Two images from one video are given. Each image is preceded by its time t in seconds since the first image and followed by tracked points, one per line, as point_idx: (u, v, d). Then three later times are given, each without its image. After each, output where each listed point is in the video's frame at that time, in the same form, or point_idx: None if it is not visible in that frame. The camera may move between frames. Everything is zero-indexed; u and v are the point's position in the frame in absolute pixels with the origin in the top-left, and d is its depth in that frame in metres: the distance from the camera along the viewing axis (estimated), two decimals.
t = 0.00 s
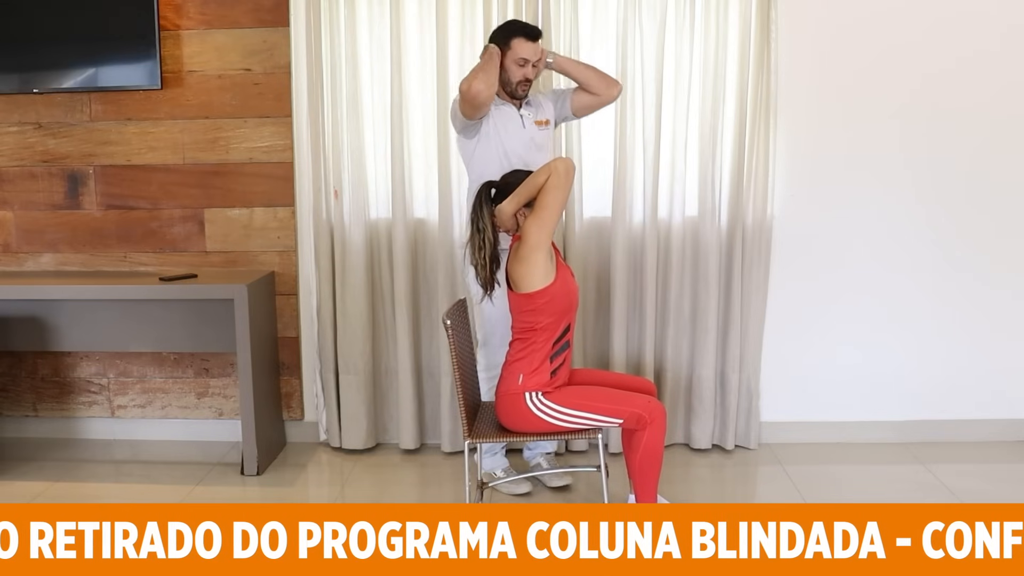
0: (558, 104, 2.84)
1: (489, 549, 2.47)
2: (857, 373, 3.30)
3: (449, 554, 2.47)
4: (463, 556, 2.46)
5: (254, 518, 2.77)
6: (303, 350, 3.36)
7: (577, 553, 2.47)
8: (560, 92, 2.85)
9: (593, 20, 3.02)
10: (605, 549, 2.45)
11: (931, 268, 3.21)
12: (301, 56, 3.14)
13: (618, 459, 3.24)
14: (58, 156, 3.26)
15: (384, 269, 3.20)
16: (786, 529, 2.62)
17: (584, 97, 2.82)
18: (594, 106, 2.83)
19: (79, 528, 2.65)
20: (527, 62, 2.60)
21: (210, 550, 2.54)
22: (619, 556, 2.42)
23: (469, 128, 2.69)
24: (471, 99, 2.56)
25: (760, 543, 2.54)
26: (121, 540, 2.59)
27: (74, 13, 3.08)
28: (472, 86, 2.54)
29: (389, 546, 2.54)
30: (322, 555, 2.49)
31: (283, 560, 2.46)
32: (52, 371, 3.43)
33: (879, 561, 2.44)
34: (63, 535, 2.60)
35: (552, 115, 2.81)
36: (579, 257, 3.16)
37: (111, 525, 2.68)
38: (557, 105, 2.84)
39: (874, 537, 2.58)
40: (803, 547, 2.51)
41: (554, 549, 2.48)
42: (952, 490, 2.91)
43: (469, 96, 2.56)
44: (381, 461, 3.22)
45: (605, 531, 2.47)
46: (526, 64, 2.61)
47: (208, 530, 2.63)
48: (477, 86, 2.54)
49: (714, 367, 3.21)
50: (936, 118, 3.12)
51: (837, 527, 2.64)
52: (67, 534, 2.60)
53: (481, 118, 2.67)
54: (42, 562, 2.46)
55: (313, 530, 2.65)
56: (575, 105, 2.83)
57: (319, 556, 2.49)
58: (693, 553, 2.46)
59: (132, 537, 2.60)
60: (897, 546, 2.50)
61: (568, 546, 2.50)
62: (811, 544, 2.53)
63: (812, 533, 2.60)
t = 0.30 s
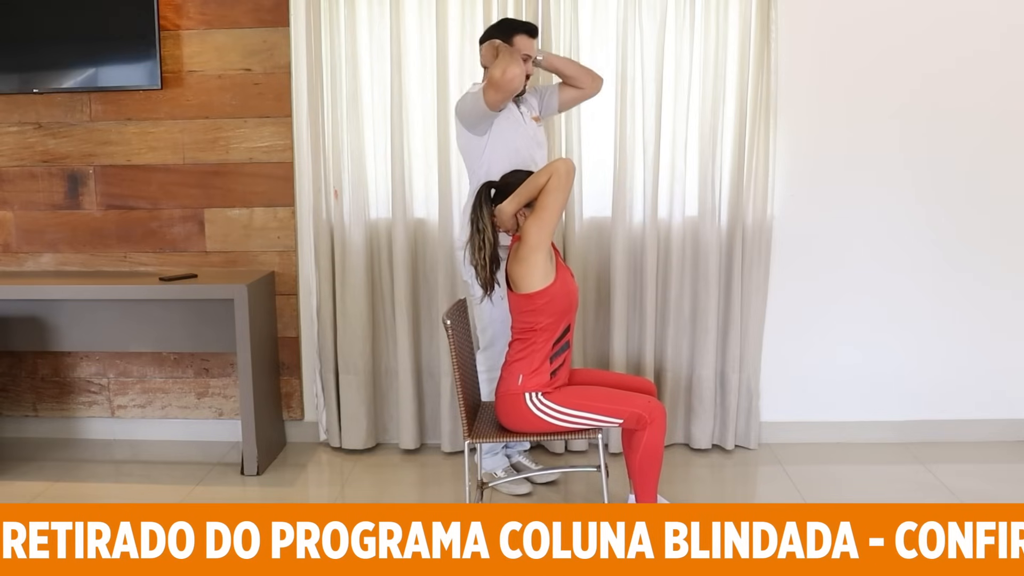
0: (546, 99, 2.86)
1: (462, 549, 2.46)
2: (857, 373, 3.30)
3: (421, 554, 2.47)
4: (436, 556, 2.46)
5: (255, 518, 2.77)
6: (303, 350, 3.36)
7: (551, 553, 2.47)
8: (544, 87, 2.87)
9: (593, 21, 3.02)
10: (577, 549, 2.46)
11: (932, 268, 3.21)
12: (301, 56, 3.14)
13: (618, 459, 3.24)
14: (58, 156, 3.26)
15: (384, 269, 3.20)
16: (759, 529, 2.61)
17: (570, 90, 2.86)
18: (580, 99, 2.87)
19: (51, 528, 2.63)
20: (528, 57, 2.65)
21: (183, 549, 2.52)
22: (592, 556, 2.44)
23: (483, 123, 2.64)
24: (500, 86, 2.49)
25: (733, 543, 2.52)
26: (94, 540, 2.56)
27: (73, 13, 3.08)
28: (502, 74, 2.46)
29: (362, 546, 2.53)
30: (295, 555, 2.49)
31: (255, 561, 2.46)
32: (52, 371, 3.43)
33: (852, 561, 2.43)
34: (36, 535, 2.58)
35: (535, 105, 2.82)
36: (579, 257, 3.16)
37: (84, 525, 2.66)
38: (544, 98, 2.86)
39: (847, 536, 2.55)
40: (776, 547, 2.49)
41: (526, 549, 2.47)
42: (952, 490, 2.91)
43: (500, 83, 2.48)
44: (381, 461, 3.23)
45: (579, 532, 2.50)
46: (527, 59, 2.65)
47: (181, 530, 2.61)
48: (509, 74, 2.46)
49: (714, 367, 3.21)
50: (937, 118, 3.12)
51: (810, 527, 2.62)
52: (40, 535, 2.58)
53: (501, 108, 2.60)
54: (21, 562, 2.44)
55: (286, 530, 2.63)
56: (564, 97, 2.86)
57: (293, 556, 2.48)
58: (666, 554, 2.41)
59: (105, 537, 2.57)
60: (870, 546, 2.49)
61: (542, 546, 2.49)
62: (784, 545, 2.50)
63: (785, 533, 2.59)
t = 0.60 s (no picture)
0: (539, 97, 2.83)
1: (435, 550, 2.49)
2: (857, 373, 3.30)
3: (394, 555, 2.48)
4: (409, 555, 2.48)
5: (255, 518, 2.77)
6: (303, 350, 3.36)
7: (523, 553, 2.46)
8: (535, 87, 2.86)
9: (593, 21, 3.02)
10: (550, 549, 2.48)
11: (931, 268, 3.21)
12: (301, 56, 3.14)
13: (618, 459, 3.24)
14: (58, 156, 3.26)
15: (384, 269, 3.20)
16: (732, 529, 2.60)
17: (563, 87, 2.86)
18: (569, 96, 2.88)
19: (24, 528, 2.63)
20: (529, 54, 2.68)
21: (156, 550, 2.53)
22: (565, 556, 2.45)
23: (488, 121, 2.65)
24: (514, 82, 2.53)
25: (705, 543, 2.49)
26: (68, 540, 2.57)
27: (73, 13, 3.08)
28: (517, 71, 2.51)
29: (335, 546, 2.54)
30: (268, 555, 2.48)
31: (228, 561, 2.45)
32: (52, 371, 3.43)
33: (824, 561, 2.42)
34: (9, 536, 2.58)
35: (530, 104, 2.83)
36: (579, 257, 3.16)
37: (57, 525, 2.66)
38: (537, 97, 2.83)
39: (819, 537, 2.54)
40: (750, 547, 2.50)
41: (499, 549, 2.45)
42: (952, 490, 2.91)
43: (514, 79, 2.52)
44: (381, 461, 3.23)
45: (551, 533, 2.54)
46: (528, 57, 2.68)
47: (153, 530, 2.61)
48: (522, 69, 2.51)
49: (714, 367, 3.21)
50: (936, 118, 3.12)
51: (783, 527, 2.62)
52: (13, 535, 2.58)
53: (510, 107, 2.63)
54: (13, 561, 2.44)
55: (259, 530, 2.61)
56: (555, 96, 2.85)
57: (266, 556, 2.47)
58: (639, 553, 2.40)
59: (77, 537, 2.57)
60: (842, 546, 2.48)
61: (514, 547, 2.47)
62: (757, 544, 2.51)
63: (758, 533, 2.60)
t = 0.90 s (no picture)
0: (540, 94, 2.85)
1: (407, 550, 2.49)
2: (857, 373, 3.30)
3: (367, 554, 2.48)
4: (382, 555, 2.48)
5: (255, 518, 2.77)
6: (303, 350, 3.36)
7: (497, 553, 2.45)
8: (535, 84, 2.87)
9: (593, 21, 3.02)
10: (522, 549, 2.48)
11: (931, 267, 3.21)
12: (301, 56, 3.14)
13: (618, 459, 3.24)
14: (58, 156, 3.26)
15: (383, 269, 3.20)
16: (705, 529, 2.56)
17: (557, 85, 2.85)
18: (572, 91, 2.88)
19: None
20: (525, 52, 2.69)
21: (129, 550, 2.53)
22: (538, 556, 2.46)
23: (486, 119, 2.65)
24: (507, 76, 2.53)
25: (678, 544, 2.45)
26: (40, 540, 2.55)
27: (73, 13, 3.08)
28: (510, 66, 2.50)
29: (308, 546, 2.55)
30: (241, 556, 2.49)
31: (202, 561, 2.46)
32: (52, 371, 3.43)
33: (797, 561, 2.42)
34: None
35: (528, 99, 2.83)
36: (579, 256, 3.16)
37: (30, 524, 2.65)
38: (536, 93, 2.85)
39: (792, 537, 2.53)
40: (722, 547, 2.49)
41: (472, 549, 2.45)
42: (952, 490, 2.91)
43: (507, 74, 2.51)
44: (381, 461, 3.22)
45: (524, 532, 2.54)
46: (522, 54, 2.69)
47: (126, 530, 2.61)
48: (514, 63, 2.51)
49: (714, 367, 3.21)
50: (936, 118, 3.12)
51: (756, 527, 2.62)
52: None
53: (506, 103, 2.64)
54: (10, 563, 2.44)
55: (232, 530, 2.60)
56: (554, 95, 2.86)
57: (239, 556, 2.48)
58: (610, 554, 2.42)
59: (50, 537, 2.56)
60: (816, 546, 2.48)
61: (487, 546, 2.46)
62: (730, 544, 2.51)
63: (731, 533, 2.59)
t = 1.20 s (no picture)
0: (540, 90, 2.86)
1: (380, 550, 2.51)
2: (857, 373, 3.30)
3: (341, 554, 2.50)
4: (355, 555, 2.49)
5: (254, 518, 2.76)
6: (302, 350, 3.36)
7: (469, 553, 2.46)
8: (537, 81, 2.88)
9: (593, 21, 3.02)
10: (496, 549, 2.47)
11: (931, 267, 3.21)
12: (301, 56, 3.14)
13: (618, 459, 3.24)
14: (58, 156, 3.26)
15: (383, 269, 3.20)
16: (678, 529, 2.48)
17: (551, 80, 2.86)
18: (573, 81, 2.87)
19: None
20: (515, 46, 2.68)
21: (102, 550, 2.53)
22: (511, 556, 2.45)
23: (481, 115, 2.66)
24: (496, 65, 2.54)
25: (652, 543, 2.41)
26: (12, 540, 2.57)
27: (73, 13, 3.08)
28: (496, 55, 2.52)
29: (280, 546, 2.54)
30: (214, 555, 2.48)
31: (174, 561, 2.47)
32: (52, 371, 3.43)
33: (770, 561, 2.43)
34: None
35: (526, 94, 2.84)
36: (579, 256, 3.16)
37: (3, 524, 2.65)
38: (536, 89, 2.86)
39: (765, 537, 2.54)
40: (695, 547, 2.47)
41: (446, 549, 2.47)
42: (952, 490, 2.91)
43: (493, 63, 2.53)
44: (381, 461, 3.22)
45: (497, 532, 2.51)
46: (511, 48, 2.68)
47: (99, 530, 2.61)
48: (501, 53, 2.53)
49: (714, 367, 3.21)
50: (936, 118, 3.12)
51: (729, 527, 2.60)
52: None
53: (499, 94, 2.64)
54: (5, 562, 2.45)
55: (205, 530, 2.64)
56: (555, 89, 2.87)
57: (211, 556, 2.48)
58: (584, 554, 2.45)
59: (23, 537, 2.58)
60: (789, 546, 2.48)
61: (460, 546, 2.48)
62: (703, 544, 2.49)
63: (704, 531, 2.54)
